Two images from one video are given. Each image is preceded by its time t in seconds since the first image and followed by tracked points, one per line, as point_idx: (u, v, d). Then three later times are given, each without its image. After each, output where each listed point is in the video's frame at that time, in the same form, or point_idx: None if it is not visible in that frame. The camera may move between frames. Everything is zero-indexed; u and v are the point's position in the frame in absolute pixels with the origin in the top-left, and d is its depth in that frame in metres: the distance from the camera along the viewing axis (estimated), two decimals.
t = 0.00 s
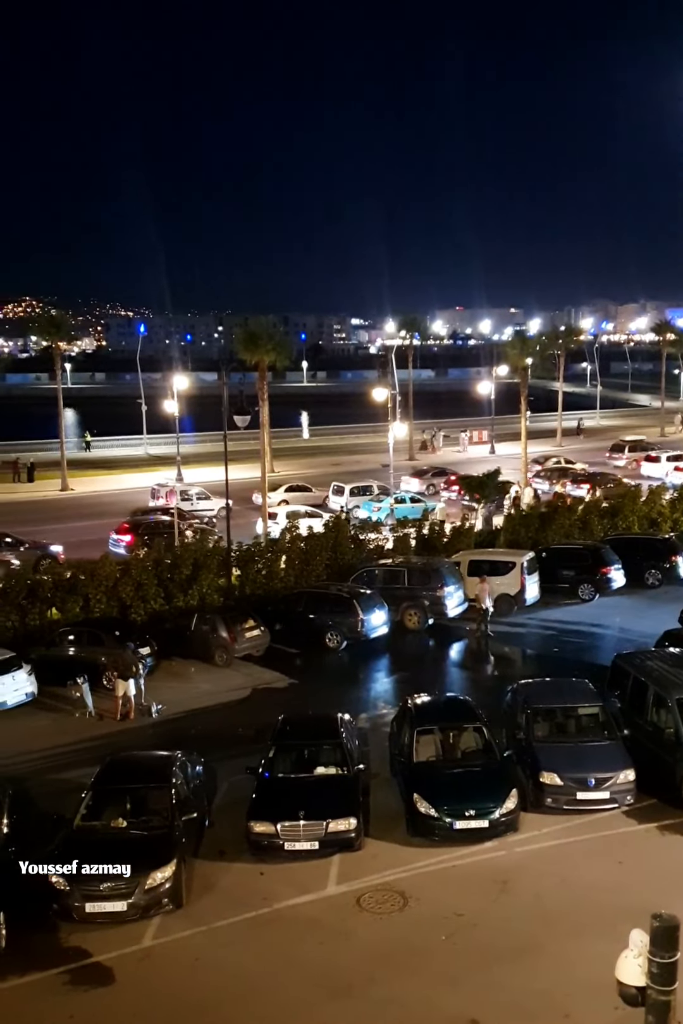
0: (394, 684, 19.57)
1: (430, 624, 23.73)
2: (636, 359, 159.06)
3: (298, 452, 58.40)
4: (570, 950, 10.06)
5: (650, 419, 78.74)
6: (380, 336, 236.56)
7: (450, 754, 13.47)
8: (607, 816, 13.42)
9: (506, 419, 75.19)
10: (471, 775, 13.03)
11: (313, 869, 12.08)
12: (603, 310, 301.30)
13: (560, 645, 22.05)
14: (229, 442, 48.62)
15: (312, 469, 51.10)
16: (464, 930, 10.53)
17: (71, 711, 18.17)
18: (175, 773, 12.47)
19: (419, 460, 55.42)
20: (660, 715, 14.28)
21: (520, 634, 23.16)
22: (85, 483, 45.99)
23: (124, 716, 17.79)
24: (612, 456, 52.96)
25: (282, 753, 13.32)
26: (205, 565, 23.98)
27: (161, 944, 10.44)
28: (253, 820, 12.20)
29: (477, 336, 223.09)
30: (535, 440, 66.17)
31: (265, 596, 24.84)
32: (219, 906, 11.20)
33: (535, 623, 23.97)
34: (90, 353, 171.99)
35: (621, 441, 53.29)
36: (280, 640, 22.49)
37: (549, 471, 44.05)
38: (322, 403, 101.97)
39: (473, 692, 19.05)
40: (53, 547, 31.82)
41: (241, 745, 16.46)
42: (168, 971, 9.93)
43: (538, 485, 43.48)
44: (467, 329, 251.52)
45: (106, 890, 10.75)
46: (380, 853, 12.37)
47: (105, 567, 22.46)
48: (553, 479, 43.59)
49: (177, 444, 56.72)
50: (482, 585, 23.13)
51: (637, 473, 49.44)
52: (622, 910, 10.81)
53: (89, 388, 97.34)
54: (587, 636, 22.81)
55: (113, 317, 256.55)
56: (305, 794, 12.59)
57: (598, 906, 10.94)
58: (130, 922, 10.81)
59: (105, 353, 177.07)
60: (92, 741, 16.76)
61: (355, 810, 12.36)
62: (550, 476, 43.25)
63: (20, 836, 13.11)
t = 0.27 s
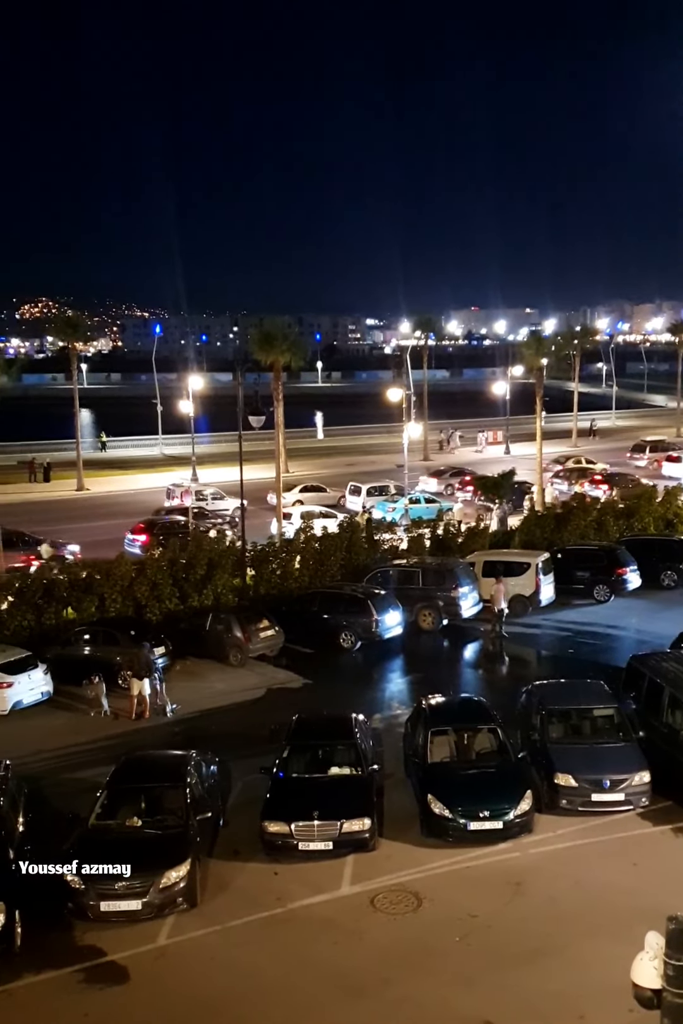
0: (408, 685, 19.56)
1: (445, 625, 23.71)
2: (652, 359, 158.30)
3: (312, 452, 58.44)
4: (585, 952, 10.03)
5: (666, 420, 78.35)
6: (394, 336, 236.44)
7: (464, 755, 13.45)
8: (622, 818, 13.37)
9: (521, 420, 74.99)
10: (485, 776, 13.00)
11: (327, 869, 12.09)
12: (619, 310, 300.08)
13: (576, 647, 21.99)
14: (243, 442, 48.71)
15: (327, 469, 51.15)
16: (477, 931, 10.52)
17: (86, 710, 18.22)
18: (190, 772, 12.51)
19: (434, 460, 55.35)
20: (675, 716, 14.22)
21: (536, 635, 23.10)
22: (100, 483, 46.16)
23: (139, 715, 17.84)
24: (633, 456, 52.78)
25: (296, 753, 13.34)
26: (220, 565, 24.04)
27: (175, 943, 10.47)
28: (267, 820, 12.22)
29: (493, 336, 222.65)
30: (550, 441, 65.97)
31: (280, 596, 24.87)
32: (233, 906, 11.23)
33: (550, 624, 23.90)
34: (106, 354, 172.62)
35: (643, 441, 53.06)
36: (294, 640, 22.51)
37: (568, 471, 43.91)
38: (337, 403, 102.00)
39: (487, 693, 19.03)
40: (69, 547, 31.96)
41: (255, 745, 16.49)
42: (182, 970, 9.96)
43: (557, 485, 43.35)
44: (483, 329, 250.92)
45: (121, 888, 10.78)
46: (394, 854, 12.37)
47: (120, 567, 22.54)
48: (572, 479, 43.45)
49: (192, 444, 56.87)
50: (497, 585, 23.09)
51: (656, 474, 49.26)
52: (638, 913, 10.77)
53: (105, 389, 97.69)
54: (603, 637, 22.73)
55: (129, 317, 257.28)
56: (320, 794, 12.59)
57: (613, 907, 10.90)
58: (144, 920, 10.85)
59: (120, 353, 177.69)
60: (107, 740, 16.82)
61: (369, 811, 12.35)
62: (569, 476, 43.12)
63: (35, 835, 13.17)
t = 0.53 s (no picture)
0: (423, 686, 19.54)
1: (459, 626, 23.68)
2: (669, 360, 157.60)
3: (327, 452, 58.51)
4: (600, 954, 10.00)
5: None
6: (409, 336, 236.32)
7: (478, 756, 13.42)
8: (637, 821, 13.32)
9: (537, 420, 74.81)
10: (499, 778, 12.98)
11: (341, 869, 12.10)
12: (635, 310, 298.99)
13: (591, 648, 21.92)
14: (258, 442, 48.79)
15: (342, 470, 51.21)
16: (492, 932, 10.51)
17: (102, 710, 18.28)
18: (204, 772, 12.54)
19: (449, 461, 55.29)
20: None
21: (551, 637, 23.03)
22: (116, 483, 46.34)
23: (154, 714, 17.88)
24: (656, 456, 52.60)
25: (311, 753, 13.35)
26: (235, 565, 24.09)
27: (190, 943, 10.50)
28: (282, 820, 12.24)
29: (508, 336, 222.25)
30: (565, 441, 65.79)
31: (294, 596, 24.90)
32: (247, 906, 11.25)
33: (565, 626, 23.82)
34: (122, 354, 173.29)
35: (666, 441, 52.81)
36: (309, 640, 22.53)
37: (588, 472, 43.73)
38: (352, 404, 102.05)
39: (501, 694, 19.00)
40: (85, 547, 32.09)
41: (269, 745, 16.50)
42: (196, 969, 9.98)
43: (577, 486, 43.18)
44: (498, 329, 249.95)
45: (135, 888, 10.82)
46: (409, 855, 12.36)
47: (135, 567, 22.63)
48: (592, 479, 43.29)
49: (207, 444, 57.03)
50: (512, 586, 23.06)
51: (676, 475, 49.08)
52: (653, 915, 10.73)
53: (121, 389, 98.05)
54: (618, 639, 22.64)
55: (144, 317, 258.09)
56: (334, 795, 12.59)
57: (628, 910, 10.87)
58: (159, 920, 10.89)
59: (136, 354, 178.33)
60: (122, 740, 16.88)
61: (384, 811, 12.35)
62: (589, 477, 42.96)
63: (51, 833, 13.23)
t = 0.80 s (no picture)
0: (437, 686, 19.53)
1: (473, 626, 23.65)
2: None
3: (342, 452, 58.52)
4: (614, 955, 9.98)
5: None
6: (424, 336, 236.25)
7: (492, 757, 13.40)
8: (651, 823, 13.27)
9: (551, 420, 74.58)
10: (513, 779, 12.95)
11: (354, 869, 12.10)
12: (650, 309, 297.92)
13: (605, 649, 21.83)
14: (272, 442, 48.87)
15: (356, 470, 51.22)
16: (505, 933, 10.48)
17: (116, 709, 18.34)
18: (218, 771, 12.57)
19: (463, 461, 55.17)
20: None
21: (565, 638, 22.96)
22: (131, 483, 46.49)
23: (168, 713, 17.93)
24: (678, 458, 52.43)
25: (325, 753, 13.36)
26: (248, 565, 24.13)
27: (204, 942, 10.53)
28: (295, 820, 12.26)
29: (523, 335, 221.73)
30: (580, 442, 65.57)
31: (308, 596, 24.92)
32: (260, 905, 11.27)
33: (579, 627, 23.75)
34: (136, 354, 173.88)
35: None
36: (322, 640, 22.55)
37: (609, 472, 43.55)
38: (366, 404, 102.05)
39: (515, 694, 18.96)
40: (100, 547, 32.21)
41: (283, 745, 16.52)
42: (209, 968, 10.01)
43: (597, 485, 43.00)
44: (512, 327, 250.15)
45: (149, 886, 10.84)
46: (422, 856, 12.34)
47: (150, 567, 22.70)
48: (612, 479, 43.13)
49: (222, 444, 57.15)
50: (526, 587, 23.00)
51: None
52: (667, 916, 10.69)
53: (136, 389, 98.36)
54: (633, 640, 22.57)
55: (160, 318, 259.06)
56: (348, 795, 12.60)
57: (642, 911, 10.83)
58: (173, 918, 10.92)
59: (151, 354, 178.87)
60: (136, 739, 16.93)
61: (397, 812, 12.34)
62: (610, 476, 42.77)
63: (66, 832, 13.30)
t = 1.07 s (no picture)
0: (449, 687, 19.52)
1: (486, 628, 23.61)
2: None
3: (354, 453, 58.55)
4: (627, 957, 9.94)
5: None
6: (436, 336, 236.14)
7: (505, 758, 13.37)
8: (665, 825, 13.22)
9: (565, 421, 74.41)
10: (526, 780, 12.92)
11: (366, 870, 12.10)
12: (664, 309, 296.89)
13: (619, 651, 21.76)
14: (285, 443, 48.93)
15: (369, 470, 51.24)
16: (518, 935, 10.46)
17: (129, 709, 18.39)
18: (230, 771, 12.59)
19: (476, 462, 55.12)
20: None
21: (578, 639, 22.91)
22: (144, 484, 46.63)
23: (180, 713, 17.97)
24: None
25: (337, 753, 13.37)
26: (261, 565, 24.17)
27: (216, 942, 10.54)
28: (307, 820, 12.26)
29: (536, 336, 221.32)
30: (593, 443, 65.40)
31: (320, 597, 24.93)
32: (272, 905, 11.28)
33: (592, 628, 23.69)
34: (149, 355, 174.49)
35: None
36: (335, 641, 22.55)
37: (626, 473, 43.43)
38: (379, 404, 102.07)
39: (528, 695, 18.92)
40: (114, 547, 32.32)
41: (295, 745, 16.54)
42: (222, 968, 10.03)
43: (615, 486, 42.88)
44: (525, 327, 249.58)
45: (162, 886, 10.87)
46: (434, 857, 12.34)
47: (163, 567, 22.77)
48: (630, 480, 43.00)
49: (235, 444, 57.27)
50: (539, 588, 22.95)
51: None
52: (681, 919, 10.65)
53: (149, 390, 98.64)
54: (647, 641, 22.49)
55: (172, 319, 259.65)
56: (360, 796, 12.60)
57: (655, 914, 10.79)
58: (185, 918, 10.94)
59: (164, 355, 179.33)
60: (149, 739, 16.97)
61: (410, 813, 12.33)
62: (628, 477, 42.65)
63: (79, 831, 13.34)
